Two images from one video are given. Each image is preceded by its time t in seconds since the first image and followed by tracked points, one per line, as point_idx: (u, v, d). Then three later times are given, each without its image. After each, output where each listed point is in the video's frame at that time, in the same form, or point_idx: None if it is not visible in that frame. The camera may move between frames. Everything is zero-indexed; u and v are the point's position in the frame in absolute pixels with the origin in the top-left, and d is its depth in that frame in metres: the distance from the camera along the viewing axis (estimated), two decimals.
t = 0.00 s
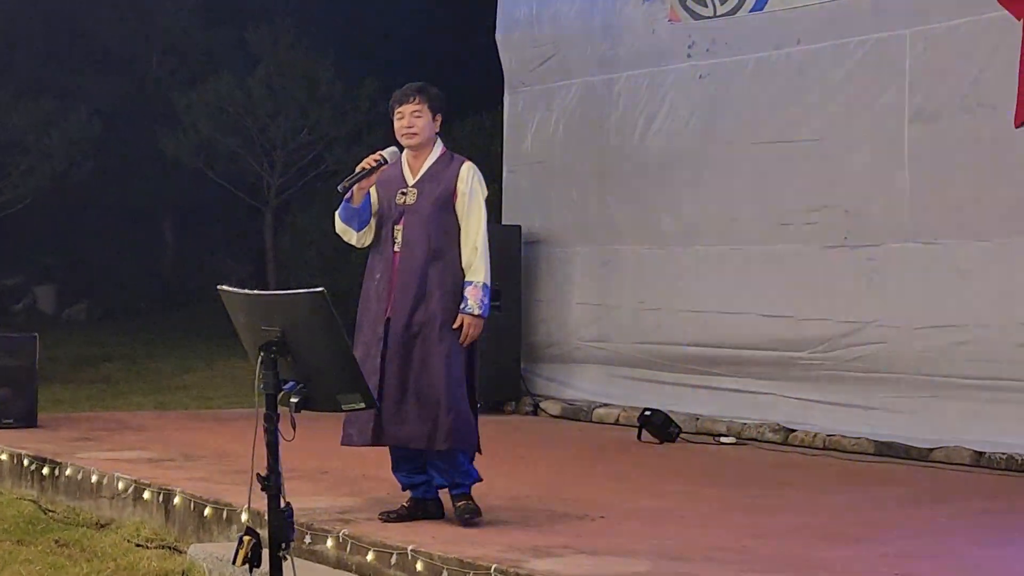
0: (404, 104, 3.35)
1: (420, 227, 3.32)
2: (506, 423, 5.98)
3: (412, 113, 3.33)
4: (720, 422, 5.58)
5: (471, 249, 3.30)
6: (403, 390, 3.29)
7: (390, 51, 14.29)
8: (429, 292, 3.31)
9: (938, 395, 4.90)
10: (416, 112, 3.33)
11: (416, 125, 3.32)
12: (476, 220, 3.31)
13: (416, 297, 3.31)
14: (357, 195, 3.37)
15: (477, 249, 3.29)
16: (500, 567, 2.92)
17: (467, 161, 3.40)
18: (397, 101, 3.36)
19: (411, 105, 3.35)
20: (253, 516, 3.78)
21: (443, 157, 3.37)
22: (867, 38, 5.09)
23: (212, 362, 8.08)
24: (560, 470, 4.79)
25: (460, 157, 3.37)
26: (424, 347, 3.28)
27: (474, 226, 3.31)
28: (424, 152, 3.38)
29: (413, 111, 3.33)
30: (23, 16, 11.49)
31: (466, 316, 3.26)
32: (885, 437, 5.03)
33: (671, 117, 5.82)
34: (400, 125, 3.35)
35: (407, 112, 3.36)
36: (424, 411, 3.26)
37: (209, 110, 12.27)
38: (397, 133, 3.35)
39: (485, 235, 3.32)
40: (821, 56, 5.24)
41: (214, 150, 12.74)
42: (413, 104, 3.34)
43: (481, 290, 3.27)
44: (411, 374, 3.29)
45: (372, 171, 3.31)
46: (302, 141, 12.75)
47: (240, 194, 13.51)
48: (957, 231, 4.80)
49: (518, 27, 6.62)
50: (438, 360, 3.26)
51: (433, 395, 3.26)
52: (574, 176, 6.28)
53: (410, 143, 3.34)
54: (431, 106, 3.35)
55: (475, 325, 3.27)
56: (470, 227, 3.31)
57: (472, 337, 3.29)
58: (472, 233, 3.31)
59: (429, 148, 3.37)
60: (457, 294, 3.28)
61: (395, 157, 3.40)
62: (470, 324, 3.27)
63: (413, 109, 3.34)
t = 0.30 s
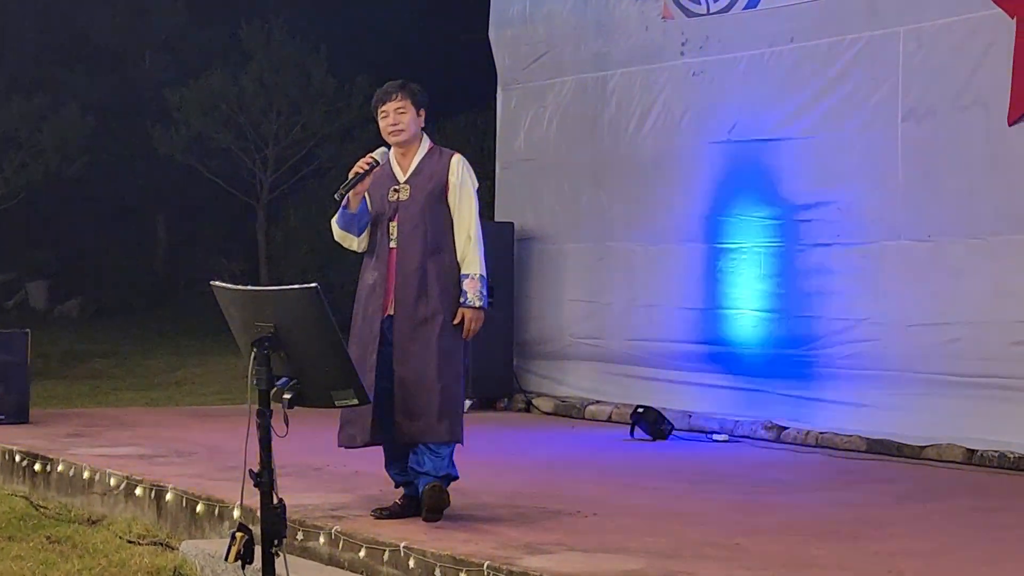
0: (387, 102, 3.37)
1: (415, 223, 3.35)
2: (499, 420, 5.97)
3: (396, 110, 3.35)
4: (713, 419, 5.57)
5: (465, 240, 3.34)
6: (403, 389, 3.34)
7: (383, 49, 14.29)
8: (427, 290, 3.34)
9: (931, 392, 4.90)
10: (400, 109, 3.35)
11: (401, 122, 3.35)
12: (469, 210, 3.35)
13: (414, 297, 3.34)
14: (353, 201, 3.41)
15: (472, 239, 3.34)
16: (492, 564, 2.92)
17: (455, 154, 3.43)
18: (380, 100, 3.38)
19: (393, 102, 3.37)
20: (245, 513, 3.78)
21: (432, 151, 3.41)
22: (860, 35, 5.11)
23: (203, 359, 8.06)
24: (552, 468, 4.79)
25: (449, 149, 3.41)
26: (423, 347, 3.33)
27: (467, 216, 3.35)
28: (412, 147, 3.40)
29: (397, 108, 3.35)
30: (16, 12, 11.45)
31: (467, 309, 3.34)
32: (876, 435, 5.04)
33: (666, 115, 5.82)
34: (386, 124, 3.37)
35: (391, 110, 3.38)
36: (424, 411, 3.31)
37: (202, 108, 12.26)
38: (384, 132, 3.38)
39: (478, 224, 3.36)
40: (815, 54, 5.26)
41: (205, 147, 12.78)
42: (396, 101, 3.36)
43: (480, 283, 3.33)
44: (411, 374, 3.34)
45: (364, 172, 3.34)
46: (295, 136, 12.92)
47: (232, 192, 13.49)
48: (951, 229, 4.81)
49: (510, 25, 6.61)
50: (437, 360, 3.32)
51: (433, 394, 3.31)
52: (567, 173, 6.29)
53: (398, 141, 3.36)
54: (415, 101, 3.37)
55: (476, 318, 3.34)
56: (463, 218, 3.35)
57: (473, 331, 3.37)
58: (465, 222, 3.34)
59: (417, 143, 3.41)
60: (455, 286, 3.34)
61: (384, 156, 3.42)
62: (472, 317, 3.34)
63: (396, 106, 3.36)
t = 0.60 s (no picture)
0: (377, 115, 3.39)
1: (410, 232, 3.36)
2: (494, 429, 5.97)
3: (386, 121, 3.37)
4: (709, 429, 5.58)
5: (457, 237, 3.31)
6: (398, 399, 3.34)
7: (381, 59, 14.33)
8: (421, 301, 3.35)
9: (927, 403, 4.91)
10: (390, 120, 3.36)
11: (392, 134, 3.36)
12: (466, 211, 3.34)
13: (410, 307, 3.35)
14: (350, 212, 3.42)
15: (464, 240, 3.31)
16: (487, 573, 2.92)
17: (450, 161, 3.43)
18: (371, 112, 3.40)
19: (383, 114, 3.38)
20: (240, 521, 3.78)
21: (425, 159, 3.41)
22: (857, 46, 5.12)
23: (199, 368, 8.05)
24: (548, 477, 4.80)
25: (443, 157, 3.40)
26: (418, 357, 3.33)
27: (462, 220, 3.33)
28: (406, 157, 3.41)
29: (387, 120, 3.37)
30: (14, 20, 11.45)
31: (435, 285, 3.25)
32: (872, 446, 5.04)
33: (662, 125, 5.83)
34: (378, 136, 3.39)
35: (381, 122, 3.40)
36: (419, 421, 3.31)
37: (201, 115, 12.27)
38: (376, 144, 3.40)
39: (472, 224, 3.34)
40: (812, 64, 5.27)
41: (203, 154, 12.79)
42: (386, 113, 3.37)
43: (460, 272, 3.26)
44: (406, 384, 3.34)
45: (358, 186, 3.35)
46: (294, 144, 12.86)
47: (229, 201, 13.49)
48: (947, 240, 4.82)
49: (507, 35, 6.63)
50: (433, 370, 3.32)
51: (429, 403, 3.31)
52: (564, 183, 6.30)
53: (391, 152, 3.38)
54: (405, 110, 3.38)
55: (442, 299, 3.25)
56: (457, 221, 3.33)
57: (433, 309, 3.26)
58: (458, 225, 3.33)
59: (411, 153, 3.41)
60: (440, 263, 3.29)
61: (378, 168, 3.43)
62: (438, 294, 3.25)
63: (386, 117, 3.37)
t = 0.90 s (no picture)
0: (367, 138, 3.38)
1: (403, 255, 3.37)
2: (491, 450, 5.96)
3: (377, 144, 3.36)
4: (705, 451, 5.57)
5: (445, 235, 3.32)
6: (396, 423, 3.34)
7: (381, 73, 14.33)
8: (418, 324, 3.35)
9: (923, 426, 4.90)
10: (381, 143, 3.35)
11: (383, 157, 3.36)
12: (456, 218, 3.36)
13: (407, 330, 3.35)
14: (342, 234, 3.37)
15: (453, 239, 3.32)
16: None
17: (442, 181, 3.45)
18: (361, 136, 3.39)
19: (374, 137, 3.38)
20: (237, 543, 3.76)
21: (418, 180, 3.42)
22: (854, 69, 5.13)
23: (197, 386, 8.03)
24: (545, 497, 4.78)
25: (435, 177, 3.42)
26: (416, 380, 3.33)
27: (450, 228, 3.34)
28: (398, 179, 3.42)
29: (378, 143, 3.36)
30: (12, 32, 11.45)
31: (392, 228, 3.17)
32: (868, 468, 5.04)
33: (660, 146, 5.84)
34: (369, 161, 3.38)
35: (372, 146, 3.39)
36: (421, 442, 3.31)
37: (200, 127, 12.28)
38: (367, 167, 3.39)
39: (461, 229, 3.34)
40: (809, 86, 5.28)
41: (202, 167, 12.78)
42: (376, 136, 3.36)
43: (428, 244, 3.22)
44: (403, 407, 3.34)
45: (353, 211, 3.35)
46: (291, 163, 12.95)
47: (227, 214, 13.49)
48: (944, 263, 4.82)
49: (506, 55, 6.65)
50: (433, 390, 3.32)
51: (431, 424, 3.31)
52: (561, 203, 6.29)
53: (383, 176, 3.37)
54: (396, 133, 3.37)
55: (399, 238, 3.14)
56: (447, 230, 3.33)
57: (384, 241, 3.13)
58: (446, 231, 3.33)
59: (403, 175, 3.42)
60: (415, 237, 3.29)
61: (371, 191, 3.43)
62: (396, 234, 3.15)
63: (377, 140, 3.36)
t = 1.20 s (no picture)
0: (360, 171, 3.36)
1: (398, 294, 3.36)
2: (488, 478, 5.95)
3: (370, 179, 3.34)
4: (702, 480, 5.58)
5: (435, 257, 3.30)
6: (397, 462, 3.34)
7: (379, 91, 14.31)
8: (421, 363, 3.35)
9: (919, 457, 4.90)
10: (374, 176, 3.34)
11: (376, 189, 3.34)
12: (445, 248, 3.32)
13: (410, 373, 3.34)
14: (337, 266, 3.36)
15: (442, 266, 3.29)
16: None
17: (436, 212, 3.44)
18: (354, 169, 3.38)
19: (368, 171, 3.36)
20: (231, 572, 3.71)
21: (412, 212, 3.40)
22: (852, 101, 5.14)
23: (192, 413, 7.99)
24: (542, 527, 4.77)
25: (429, 209, 3.41)
26: (418, 422, 3.33)
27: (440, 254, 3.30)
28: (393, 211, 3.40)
29: (371, 175, 3.34)
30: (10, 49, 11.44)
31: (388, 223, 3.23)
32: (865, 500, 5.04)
33: (658, 175, 5.84)
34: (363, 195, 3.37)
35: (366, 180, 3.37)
36: (423, 481, 3.30)
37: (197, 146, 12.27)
38: (360, 200, 3.37)
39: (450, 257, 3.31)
40: (807, 118, 5.29)
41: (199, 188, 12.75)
42: (369, 168, 3.34)
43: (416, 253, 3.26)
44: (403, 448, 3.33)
45: (348, 246, 3.35)
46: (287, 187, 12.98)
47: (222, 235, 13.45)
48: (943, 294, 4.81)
49: (503, 83, 6.66)
50: (436, 429, 3.32)
51: (433, 463, 3.31)
52: (558, 230, 6.30)
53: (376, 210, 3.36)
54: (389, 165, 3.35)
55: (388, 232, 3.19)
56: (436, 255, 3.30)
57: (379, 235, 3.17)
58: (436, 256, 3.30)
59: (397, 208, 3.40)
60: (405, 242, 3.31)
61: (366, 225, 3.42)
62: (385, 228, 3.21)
63: (370, 174, 3.35)
